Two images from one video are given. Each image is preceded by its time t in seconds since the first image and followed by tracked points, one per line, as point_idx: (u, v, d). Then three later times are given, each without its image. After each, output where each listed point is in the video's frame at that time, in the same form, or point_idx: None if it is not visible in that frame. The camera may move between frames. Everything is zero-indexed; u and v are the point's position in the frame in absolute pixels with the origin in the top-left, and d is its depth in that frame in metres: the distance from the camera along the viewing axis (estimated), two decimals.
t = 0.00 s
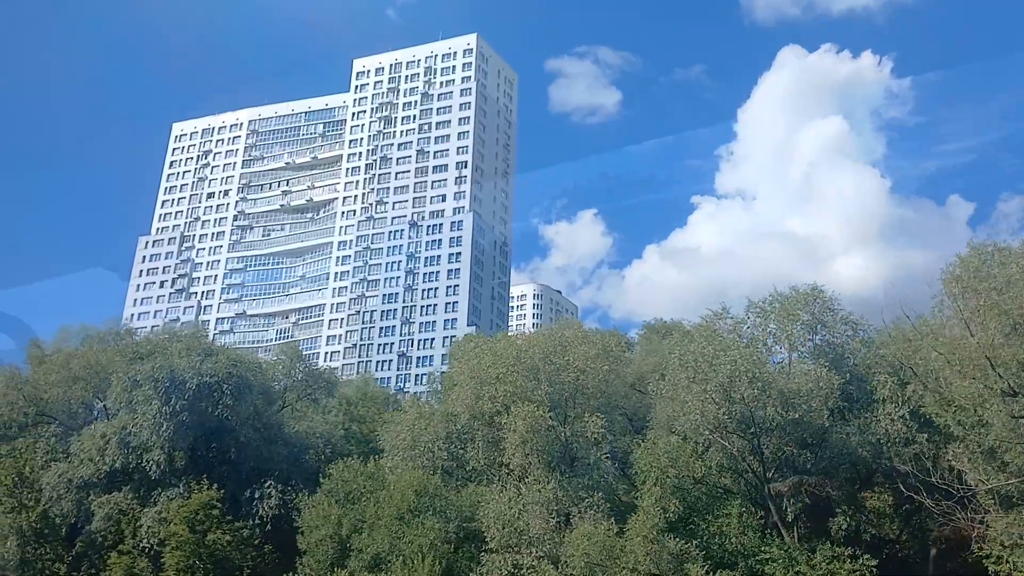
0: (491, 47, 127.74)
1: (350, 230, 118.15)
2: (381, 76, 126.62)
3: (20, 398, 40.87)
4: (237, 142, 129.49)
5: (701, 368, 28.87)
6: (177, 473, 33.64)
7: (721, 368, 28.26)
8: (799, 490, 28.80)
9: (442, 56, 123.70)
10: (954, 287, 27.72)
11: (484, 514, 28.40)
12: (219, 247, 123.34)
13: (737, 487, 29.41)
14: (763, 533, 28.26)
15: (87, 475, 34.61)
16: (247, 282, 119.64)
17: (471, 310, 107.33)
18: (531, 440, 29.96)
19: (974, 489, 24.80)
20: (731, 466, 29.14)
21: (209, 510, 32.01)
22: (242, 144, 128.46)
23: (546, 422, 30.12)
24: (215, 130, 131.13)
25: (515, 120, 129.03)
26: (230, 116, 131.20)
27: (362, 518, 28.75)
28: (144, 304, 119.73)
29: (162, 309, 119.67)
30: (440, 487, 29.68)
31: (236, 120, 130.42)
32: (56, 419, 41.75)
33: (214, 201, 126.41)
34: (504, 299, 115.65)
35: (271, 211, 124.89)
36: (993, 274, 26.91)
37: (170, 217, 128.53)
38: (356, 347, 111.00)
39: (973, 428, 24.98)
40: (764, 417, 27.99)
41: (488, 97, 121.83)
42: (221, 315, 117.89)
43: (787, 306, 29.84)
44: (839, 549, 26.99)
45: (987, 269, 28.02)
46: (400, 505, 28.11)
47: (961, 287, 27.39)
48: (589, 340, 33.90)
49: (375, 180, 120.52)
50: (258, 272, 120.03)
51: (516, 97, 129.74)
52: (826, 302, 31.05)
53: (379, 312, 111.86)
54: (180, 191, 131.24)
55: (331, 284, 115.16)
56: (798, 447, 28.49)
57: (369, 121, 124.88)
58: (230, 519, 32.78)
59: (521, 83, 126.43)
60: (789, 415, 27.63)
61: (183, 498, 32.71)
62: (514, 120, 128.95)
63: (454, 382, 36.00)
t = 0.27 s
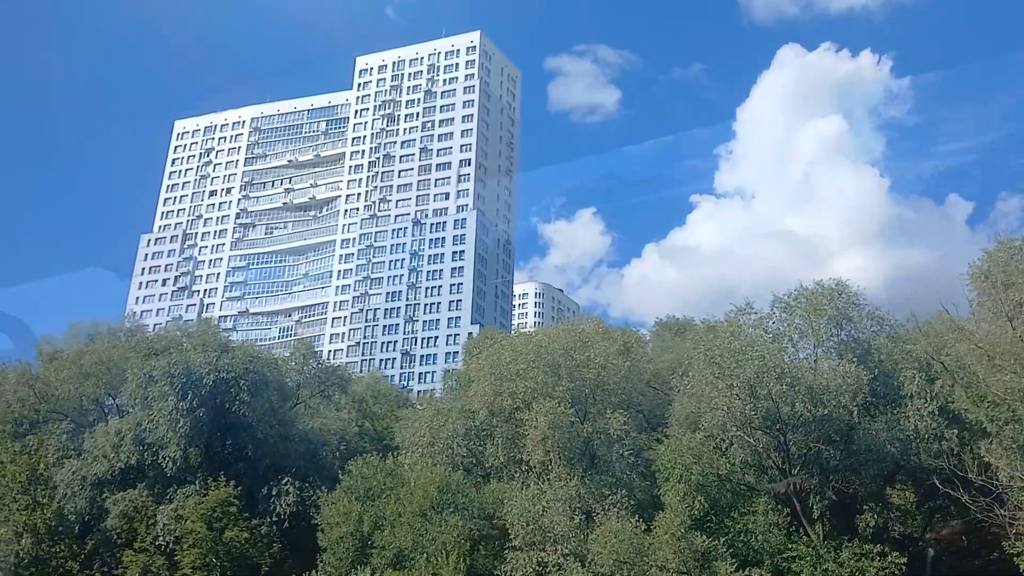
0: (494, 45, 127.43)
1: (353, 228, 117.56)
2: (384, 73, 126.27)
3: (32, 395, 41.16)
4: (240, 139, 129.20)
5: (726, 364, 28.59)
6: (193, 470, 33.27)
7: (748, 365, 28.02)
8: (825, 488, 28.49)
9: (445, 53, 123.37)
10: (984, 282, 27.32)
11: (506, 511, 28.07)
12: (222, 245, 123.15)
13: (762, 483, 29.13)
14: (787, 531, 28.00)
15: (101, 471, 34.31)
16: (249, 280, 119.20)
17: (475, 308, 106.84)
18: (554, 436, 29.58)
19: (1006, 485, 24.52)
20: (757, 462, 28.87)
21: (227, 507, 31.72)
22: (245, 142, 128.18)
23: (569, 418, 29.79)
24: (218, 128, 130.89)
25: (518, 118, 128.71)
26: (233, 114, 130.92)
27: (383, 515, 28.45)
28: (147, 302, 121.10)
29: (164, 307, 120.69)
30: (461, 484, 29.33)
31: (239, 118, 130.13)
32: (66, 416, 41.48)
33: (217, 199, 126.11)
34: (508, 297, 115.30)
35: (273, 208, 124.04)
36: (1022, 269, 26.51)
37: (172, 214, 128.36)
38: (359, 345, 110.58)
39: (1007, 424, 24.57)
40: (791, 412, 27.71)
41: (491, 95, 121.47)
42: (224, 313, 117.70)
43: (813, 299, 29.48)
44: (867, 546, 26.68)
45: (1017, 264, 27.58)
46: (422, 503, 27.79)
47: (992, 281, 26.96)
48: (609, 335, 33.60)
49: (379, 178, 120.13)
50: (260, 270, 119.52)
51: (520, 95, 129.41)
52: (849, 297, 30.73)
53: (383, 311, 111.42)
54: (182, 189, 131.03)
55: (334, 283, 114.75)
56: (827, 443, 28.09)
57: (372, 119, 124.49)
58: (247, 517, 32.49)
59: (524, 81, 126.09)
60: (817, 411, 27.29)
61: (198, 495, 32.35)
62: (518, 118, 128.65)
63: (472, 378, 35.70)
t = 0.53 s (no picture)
0: (498, 43, 127.08)
1: (356, 227, 117.18)
2: (387, 72, 125.84)
3: (42, 392, 40.79)
4: (242, 138, 129.00)
5: (750, 360, 28.33)
6: (210, 467, 32.90)
7: (775, 359, 27.68)
8: (853, 484, 28.21)
9: (448, 51, 122.99)
10: (1013, 278, 26.98)
11: (531, 508, 27.73)
12: (225, 243, 123.12)
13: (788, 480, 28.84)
14: (814, 530, 27.63)
15: (117, 469, 34.00)
16: (252, 278, 118.98)
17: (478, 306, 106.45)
18: (577, 432, 29.22)
19: None
20: (783, 459, 28.53)
21: (245, 505, 31.43)
22: (248, 140, 127.81)
23: (592, 414, 29.48)
24: (220, 126, 130.61)
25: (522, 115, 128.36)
26: (235, 112, 130.63)
27: (404, 512, 28.21)
28: (149, 300, 122.35)
29: (167, 305, 121.51)
30: (485, 481, 29.00)
31: (241, 116, 129.73)
32: (78, 414, 41.19)
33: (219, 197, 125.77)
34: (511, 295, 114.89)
35: (276, 207, 123.30)
36: None
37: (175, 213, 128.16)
38: (363, 343, 110.21)
39: None
40: (820, 408, 27.50)
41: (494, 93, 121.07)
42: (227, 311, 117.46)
43: (838, 294, 29.27)
44: (897, 544, 26.34)
45: None
46: (445, 499, 27.51)
47: (1022, 276, 26.62)
48: (633, 331, 33.30)
49: (382, 176, 119.70)
50: (263, 269, 119.23)
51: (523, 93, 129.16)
52: (875, 293, 30.36)
53: (386, 309, 111.00)
54: (185, 188, 130.76)
55: (337, 281, 114.70)
56: (854, 440, 27.80)
57: (375, 117, 124.05)
58: (265, 514, 32.19)
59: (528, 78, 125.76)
60: (847, 408, 26.96)
61: (215, 493, 32.01)
62: (521, 116, 128.38)
63: (494, 374, 35.57)
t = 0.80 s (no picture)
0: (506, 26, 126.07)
1: (364, 211, 116.80)
2: (395, 55, 124.95)
3: (60, 373, 40.53)
4: (249, 122, 128.39)
5: (782, 342, 28.04)
6: (233, 449, 32.72)
7: (808, 342, 27.36)
8: (885, 466, 27.96)
9: (456, 34, 122.00)
10: None
11: (560, 490, 27.50)
12: (233, 227, 122.71)
13: (817, 462, 28.60)
14: (845, 513, 27.38)
15: (138, 451, 33.85)
16: (260, 262, 118.81)
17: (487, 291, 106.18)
18: (606, 414, 28.95)
19: None
20: (813, 443, 28.26)
21: (269, 487, 31.29)
22: (254, 124, 127.24)
23: (620, 396, 29.23)
24: (227, 110, 130.05)
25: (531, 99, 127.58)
26: (242, 96, 130.03)
27: (432, 495, 28.03)
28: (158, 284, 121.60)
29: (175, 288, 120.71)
30: (513, 464, 28.80)
31: (248, 100, 129.09)
32: (96, 396, 41.01)
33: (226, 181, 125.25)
34: (519, 280, 114.53)
35: (284, 190, 123.40)
36: None
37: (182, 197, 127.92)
38: (371, 328, 109.97)
39: None
40: (853, 392, 27.27)
41: (503, 76, 120.20)
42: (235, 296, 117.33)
43: (870, 275, 29.03)
44: (929, 527, 26.12)
45: None
46: (474, 482, 27.29)
47: None
48: (657, 314, 33.01)
49: (389, 160, 119.11)
50: (271, 254, 119.00)
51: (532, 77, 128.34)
52: (907, 275, 29.97)
53: (395, 294, 110.71)
54: (192, 172, 130.45)
55: (345, 265, 114.35)
56: (888, 423, 27.54)
57: (383, 101, 123.30)
58: (289, 496, 32.06)
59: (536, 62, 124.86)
60: (882, 390, 26.65)
61: (239, 475, 31.85)
62: (530, 99, 127.59)
63: (518, 356, 35.46)
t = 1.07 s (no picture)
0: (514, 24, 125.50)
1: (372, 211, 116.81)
2: (402, 54, 124.48)
3: (77, 371, 40.16)
4: (257, 121, 128.20)
5: (815, 339, 27.70)
6: (255, 447, 32.39)
7: (842, 338, 26.99)
8: (921, 464, 27.60)
9: (464, 33, 121.45)
10: None
11: (590, 489, 27.15)
12: (240, 226, 122.65)
13: (849, 460, 28.31)
14: (879, 513, 26.98)
15: (160, 449, 33.58)
16: (268, 262, 118.68)
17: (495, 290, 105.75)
18: (635, 411, 28.59)
19: None
20: (844, 441, 27.94)
21: (293, 485, 30.96)
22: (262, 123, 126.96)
23: (650, 393, 28.88)
24: (235, 109, 129.79)
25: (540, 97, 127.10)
26: (250, 95, 129.81)
27: (459, 492, 27.78)
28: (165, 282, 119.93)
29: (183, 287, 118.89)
30: (542, 461, 28.43)
31: (255, 99, 128.78)
32: (114, 394, 40.59)
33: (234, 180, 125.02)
34: (528, 280, 114.05)
35: (291, 190, 123.42)
36: None
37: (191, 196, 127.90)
38: (380, 327, 109.64)
39: None
40: (886, 389, 26.91)
41: (511, 75, 119.67)
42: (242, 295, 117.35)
43: (908, 270, 28.66)
44: (965, 527, 25.70)
45: None
46: (502, 479, 26.94)
47: None
48: (684, 311, 32.74)
49: (398, 159, 118.69)
50: (279, 253, 118.84)
51: (540, 75, 127.88)
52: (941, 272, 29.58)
53: (403, 292, 110.41)
54: (201, 171, 130.34)
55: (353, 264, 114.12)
56: (925, 419, 27.18)
57: (391, 99, 122.84)
58: (312, 494, 31.72)
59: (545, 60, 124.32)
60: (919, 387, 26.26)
61: (264, 473, 31.53)
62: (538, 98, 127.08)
63: (541, 353, 35.19)
